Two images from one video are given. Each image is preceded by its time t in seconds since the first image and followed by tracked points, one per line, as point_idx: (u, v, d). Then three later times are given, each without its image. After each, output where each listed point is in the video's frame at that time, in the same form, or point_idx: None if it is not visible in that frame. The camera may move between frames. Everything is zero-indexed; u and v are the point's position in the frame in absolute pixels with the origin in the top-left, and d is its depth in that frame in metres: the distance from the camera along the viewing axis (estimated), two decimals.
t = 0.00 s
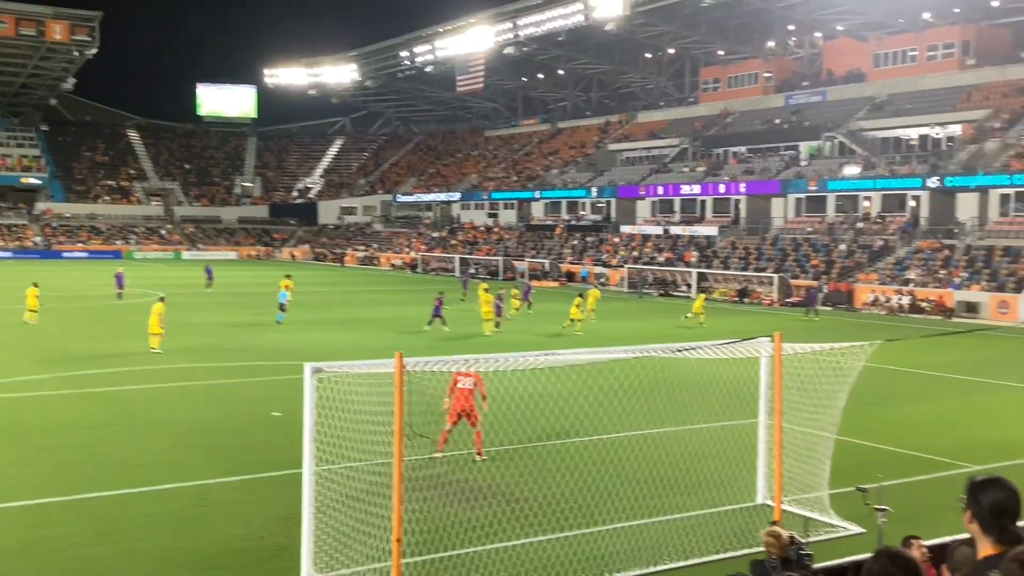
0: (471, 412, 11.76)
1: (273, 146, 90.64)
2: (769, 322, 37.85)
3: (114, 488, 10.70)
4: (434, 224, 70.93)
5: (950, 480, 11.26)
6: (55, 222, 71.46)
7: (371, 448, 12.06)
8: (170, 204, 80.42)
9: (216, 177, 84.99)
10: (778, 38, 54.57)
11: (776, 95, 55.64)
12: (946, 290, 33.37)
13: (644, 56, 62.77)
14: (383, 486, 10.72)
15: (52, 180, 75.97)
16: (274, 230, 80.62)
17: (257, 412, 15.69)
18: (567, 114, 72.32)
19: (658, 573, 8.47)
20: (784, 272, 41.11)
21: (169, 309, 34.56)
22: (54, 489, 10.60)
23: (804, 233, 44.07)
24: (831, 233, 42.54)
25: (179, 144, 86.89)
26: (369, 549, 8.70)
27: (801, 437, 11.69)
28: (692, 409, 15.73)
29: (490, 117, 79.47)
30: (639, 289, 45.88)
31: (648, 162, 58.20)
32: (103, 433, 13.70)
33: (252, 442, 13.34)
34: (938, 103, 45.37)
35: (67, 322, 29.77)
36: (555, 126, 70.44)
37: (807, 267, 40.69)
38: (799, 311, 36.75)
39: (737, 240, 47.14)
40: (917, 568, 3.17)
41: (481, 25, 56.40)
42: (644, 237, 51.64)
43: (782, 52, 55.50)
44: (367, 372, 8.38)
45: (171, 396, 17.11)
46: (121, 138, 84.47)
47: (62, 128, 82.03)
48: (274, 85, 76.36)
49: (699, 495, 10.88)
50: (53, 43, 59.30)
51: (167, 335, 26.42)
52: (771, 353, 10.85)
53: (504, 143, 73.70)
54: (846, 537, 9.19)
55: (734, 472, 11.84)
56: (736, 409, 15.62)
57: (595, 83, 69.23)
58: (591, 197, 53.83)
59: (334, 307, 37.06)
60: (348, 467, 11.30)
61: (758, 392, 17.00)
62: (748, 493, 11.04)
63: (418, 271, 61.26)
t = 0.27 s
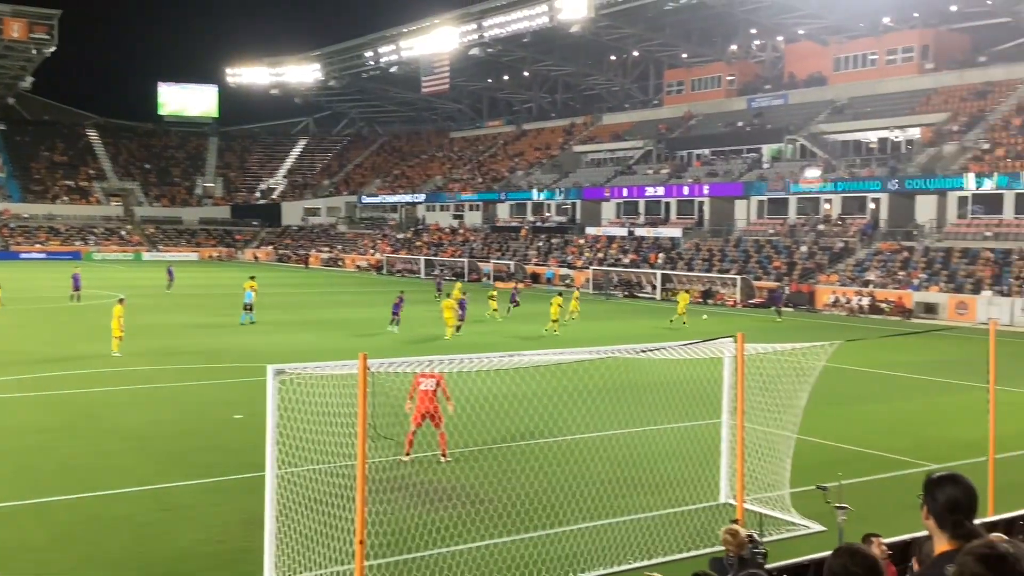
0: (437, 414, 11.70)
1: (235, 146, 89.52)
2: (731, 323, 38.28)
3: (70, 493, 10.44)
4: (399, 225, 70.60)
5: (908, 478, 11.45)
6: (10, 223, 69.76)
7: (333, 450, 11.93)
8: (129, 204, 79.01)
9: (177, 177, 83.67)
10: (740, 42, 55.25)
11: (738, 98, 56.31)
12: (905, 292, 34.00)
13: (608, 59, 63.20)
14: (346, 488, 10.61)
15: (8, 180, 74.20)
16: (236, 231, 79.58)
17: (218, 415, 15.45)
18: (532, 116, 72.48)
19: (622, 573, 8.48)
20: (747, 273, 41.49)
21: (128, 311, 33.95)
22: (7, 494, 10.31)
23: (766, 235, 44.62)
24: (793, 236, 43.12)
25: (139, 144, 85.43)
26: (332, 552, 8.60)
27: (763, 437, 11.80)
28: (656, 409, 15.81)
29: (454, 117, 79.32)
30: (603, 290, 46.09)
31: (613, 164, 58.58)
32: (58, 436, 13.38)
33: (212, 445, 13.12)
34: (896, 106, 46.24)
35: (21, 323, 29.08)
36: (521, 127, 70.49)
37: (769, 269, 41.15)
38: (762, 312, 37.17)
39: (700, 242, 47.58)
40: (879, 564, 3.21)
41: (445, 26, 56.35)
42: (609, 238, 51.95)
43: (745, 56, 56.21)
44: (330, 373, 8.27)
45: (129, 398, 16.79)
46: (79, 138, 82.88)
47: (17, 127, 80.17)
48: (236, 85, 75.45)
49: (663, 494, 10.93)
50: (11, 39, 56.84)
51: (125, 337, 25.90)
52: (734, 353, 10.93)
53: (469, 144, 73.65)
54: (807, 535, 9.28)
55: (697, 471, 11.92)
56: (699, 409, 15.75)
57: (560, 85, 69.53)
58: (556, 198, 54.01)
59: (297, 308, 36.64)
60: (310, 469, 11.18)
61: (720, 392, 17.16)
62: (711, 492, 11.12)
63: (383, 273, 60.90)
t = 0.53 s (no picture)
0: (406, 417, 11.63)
1: (200, 147, 88.35)
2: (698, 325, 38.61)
3: (29, 498, 10.20)
4: (367, 227, 70.20)
5: (871, 478, 11.62)
6: None
7: (299, 453, 11.81)
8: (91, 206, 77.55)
9: (141, 178, 82.27)
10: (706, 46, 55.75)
11: (705, 101, 56.82)
12: (869, 293, 34.63)
13: (576, 62, 63.48)
14: (313, 490, 10.52)
15: None
16: (201, 232, 78.50)
17: (182, 418, 15.22)
18: (500, 118, 72.52)
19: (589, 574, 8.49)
20: (713, 275, 41.82)
21: (89, 313, 33.32)
22: None
23: (732, 237, 45.09)
24: (758, 238, 43.61)
25: (103, 143, 84.18)
26: (298, 557, 8.51)
27: (729, 438, 11.90)
28: (623, 410, 15.89)
29: (422, 119, 79.11)
30: (571, 292, 46.23)
31: (581, 166, 58.83)
32: (17, 440, 13.09)
33: (178, 449, 12.89)
34: (860, 110, 46.95)
35: None
36: (488, 129, 70.46)
37: (735, 270, 41.52)
38: (729, 313, 37.51)
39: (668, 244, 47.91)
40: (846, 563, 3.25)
41: (413, 27, 56.16)
42: (577, 241, 52.13)
43: (711, 60, 56.73)
44: (297, 375, 8.18)
45: (90, 402, 16.47)
46: (40, 138, 81.26)
47: None
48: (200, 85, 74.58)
49: (628, 495, 10.97)
50: None
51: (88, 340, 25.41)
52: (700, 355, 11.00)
53: (437, 146, 73.47)
54: (773, 535, 9.37)
55: (663, 472, 11.99)
56: (665, 410, 15.84)
57: (528, 87, 69.69)
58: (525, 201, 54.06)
59: (263, 311, 36.26)
60: (276, 472, 11.05)
61: (686, 393, 17.29)
62: (677, 492, 11.18)
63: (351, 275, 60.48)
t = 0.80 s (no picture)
0: (379, 419, 11.53)
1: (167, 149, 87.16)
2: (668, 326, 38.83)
3: None
4: (337, 229, 69.72)
5: (840, 478, 11.74)
6: None
7: (269, 457, 11.66)
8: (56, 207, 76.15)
9: (108, 179, 80.88)
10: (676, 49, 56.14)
11: (675, 104, 57.20)
12: (837, 295, 35.03)
13: (547, 64, 63.66)
14: (283, 494, 10.40)
15: None
16: (169, 234, 77.40)
17: (150, 422, 14.97)
18: (472, 120, 72.45)
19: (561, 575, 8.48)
20: (684, 277, 42.14)
21: (53, 316, 32.69)
22: None
23: (703, 239, 45.43)
24: (728, 240, 43.99)
25: (68, 145, 82.26)
26: (268, 561, 8.40)
27: (700, 439, 11.97)
28: (594, 412, 15.93)
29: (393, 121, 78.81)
30: (543, 294, 46.28)
31: (552, 168, 58.97)
32: None
33: (145, 453, 12.66)
34: (828, 114, 47.56)
35: None
36: (460, 131, 70.35)
37: (706, 273, 41.85)
38: (701, 315, 37.76)
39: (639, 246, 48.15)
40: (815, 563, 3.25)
41: (384, 29, 55.95)
42: (549, 242, 52.23)
43: (681, 63, 57.17)
44: (267, 378, 8.07)
45: (55, 406, 16.15)
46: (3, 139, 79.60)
47: None
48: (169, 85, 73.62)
49: (600, 496, 10.99)
50: None
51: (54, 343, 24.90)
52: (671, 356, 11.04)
53: (408, 147, 73.23)
54: (743, 535, 9.42)
55: (634, 473, 12.02)
56: (637, 412, 15.89)
57: (500, 89, 69.78)
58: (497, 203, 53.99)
59: (232, 313, 35.82)
60: (246, 476, 10.92)
61: (657, 395, 17.35)
62: (649, 493, 11.21)
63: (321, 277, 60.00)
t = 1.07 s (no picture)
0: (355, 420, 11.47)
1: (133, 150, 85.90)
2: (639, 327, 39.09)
3: None
4: (307, 231, 69.19)
5: (808, 478, 11.86)
6: None
7: (239, 459, 11.52)
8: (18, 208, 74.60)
9: (74, 180, 79.41)
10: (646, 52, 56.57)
11: (646, 106, 57.61)
12: (805, 296, 35.34)
13: (517, 66, 63.80)
14: (252, 496, 10.28)
15: None
16: (136, 236, 76.19)
17: (117, 425, 14.69)
18: (442, 121, 72.36)
19: None
20: (654, 278, 42.54)
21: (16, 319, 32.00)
22: None
23: (673, 240, 45.75)
24: (698, 242, 44.35)
25: (34, 146, 79.91)
26: (237, 564, 8.29)
27: (672, 440, 12.03)
28: (564, 412, 15.97)
29: (363, 122, 78.56)
30: (514, 295, 46.29)
31: (523, 170, 59.14)
32: None
33: (111, 456, 12.44)
34: (797, 117, 48.16)
35: None
36: (430, 133, 70.15)
37: (676, 274, 42.23)
38: (672, 316, 38.01)
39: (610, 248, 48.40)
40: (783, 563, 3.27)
41: (354, 30, 55.65)
42: (520, 244, 52.32)
43: (651, 65, 57.66)
44: (237, 380, 7.96)
45: (17, 410, 15.79)
46: None
47: None
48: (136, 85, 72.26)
49: (571, 497, 10.98)
50: None
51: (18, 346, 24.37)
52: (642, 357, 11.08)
53: (378, 149, 72.95)
54: (713, 535, 9.48)
55: (605, 474, 12.05)
56: (608, 412, 15.94)
57: (470, 91, 69.84)
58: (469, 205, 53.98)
59: (201, 315, 35.36)
60: (214, 479, 10.77)
61: (628, 396, 17.42)
62: (619, 493, 11.24)
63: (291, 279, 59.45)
